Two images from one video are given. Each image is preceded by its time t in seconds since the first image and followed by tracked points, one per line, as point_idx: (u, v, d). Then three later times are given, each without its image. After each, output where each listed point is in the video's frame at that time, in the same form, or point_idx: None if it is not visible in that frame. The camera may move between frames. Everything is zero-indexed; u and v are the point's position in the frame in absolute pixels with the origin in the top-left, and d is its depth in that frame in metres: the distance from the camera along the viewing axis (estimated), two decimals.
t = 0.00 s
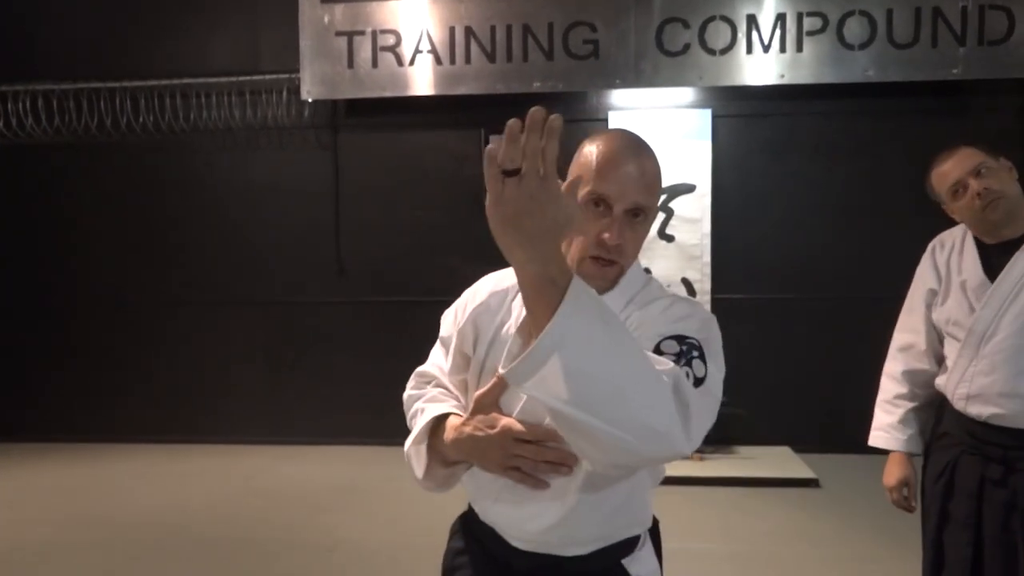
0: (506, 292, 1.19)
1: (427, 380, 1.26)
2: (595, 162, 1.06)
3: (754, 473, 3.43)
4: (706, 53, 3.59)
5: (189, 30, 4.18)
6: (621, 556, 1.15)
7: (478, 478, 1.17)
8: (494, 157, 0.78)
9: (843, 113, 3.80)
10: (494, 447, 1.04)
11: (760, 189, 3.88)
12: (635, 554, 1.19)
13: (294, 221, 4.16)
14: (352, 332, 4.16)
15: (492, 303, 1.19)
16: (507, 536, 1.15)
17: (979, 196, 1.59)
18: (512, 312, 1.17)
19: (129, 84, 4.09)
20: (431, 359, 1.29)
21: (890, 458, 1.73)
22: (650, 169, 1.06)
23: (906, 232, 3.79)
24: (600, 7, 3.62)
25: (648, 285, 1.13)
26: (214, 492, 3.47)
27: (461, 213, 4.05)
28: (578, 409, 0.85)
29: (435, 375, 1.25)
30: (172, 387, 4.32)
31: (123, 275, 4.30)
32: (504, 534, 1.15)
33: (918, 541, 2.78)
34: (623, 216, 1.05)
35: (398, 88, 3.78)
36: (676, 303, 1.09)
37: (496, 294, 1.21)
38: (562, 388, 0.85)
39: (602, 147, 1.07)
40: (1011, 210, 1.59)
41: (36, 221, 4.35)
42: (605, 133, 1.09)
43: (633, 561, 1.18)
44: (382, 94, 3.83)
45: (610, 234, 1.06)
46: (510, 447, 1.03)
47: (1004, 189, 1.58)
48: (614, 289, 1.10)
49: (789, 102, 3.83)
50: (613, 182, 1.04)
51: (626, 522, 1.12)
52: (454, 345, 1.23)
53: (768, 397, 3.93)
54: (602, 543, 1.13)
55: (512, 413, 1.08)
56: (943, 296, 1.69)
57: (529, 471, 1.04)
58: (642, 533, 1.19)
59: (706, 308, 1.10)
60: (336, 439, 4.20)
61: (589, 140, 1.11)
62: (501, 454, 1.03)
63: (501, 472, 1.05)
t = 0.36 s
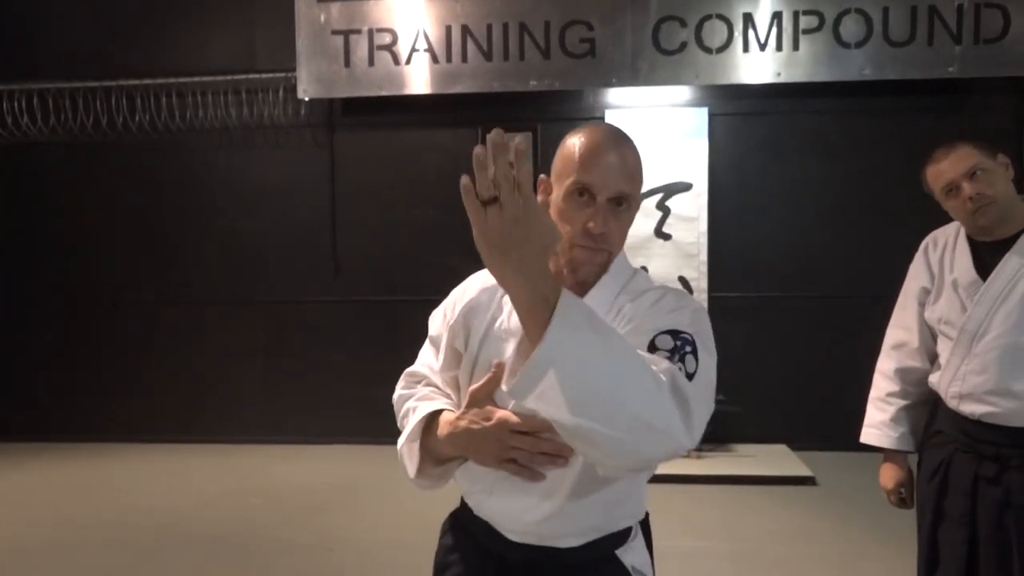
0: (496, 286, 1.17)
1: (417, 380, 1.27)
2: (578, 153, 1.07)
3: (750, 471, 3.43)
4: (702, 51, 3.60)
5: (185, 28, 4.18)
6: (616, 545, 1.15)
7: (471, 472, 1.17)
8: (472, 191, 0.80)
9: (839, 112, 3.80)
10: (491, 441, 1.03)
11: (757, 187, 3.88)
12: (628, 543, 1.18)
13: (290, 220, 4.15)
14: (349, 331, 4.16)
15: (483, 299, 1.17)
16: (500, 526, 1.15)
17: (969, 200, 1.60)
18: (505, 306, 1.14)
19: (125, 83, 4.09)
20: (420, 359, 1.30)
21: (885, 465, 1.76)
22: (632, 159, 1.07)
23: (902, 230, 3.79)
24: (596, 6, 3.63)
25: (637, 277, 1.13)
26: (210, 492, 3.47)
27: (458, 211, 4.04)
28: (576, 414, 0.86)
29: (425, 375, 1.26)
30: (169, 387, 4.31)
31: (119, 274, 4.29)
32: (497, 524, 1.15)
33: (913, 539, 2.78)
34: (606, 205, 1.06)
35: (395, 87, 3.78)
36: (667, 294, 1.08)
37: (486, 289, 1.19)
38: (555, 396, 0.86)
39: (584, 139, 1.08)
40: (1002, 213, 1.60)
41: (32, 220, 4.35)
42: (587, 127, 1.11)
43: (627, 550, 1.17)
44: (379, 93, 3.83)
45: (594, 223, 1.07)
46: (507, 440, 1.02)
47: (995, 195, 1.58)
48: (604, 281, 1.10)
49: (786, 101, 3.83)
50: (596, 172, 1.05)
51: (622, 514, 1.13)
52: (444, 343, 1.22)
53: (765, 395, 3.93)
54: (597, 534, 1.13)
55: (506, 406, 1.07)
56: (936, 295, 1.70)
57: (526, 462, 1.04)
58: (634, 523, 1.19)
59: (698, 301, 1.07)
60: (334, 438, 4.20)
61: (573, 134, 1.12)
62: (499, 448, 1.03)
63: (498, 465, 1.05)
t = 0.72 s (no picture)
0: (465, 286, 1.29)
1: (399, 386, 1.36)
2: (524, 150, 1.18)
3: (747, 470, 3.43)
4: (700, 50, 3.59)
5: (183, 26, 4.18)
6: (609, 535, 1.22)
7: (453, 471, 1.25)
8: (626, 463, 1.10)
9: (837, 111, 3.80)
10: (466, 434, 1.16)
11: (755, 186, 3.87)
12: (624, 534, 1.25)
13: (288, 219, 4.15)
14: (347, 330, 4.16)
15: (452, 297, 1.29)
16: (492, 520, 1.22)
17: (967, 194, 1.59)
18: (473, 304, 1.26)
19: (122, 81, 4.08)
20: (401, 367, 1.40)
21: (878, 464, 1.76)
22: (576, 150, 1.17)
23: (900, 229, 3.80)
24: (594, 4, 3.62)
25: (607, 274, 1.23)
26: (207, 490, 3.46)
27: (455, 211, 4.04)
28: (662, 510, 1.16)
29: (407, 382, 1.35)
30: (167, 386, 4.31)
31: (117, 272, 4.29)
32: (489, 519, 1.23)
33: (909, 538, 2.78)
34: (553, 197, 1.17)
35: (393, 85, 3.77)
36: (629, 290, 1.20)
37: (456, 289, 1.30)
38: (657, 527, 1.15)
39: (530, 133, 1.19)
40: (997, 214, 1.59)
41: (29, 218, 4.34)
42: (534, 121, 1.21)
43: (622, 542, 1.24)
44: (377, 91, 3.82)
45: (542, 216, 1.17)
46: (482, 432, 1.15)
47: (992, 198, 1.57)
48: (577, 279, 1.20)
49: (784, 100, 3.83)
50: (542, 167, 1.16)
51: (607, 504, 1.20)
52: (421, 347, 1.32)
53: (763, 394, 3.93)
54: (585, 524, 1.20)
55: (481, 401, 1.19)
56: (931, 295, 1.69)
57: (503, 454, 1.15)
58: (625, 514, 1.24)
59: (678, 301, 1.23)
60: (331, 437, 4.19)
61: (525, 125, 1.22)
62: (477, 441, 1.15)
63: (479, 459, 1.16)
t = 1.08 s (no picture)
0: (486, 290, 1.33)
1: (404, 393, 1.34)
2: (562, 148, 1.23)
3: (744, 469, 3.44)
4: (698, 49, 3.60)
5: (180, 25, 4.17)
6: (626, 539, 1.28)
7: (478, 478, 1.27)
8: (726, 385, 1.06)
9: (835, 110, 3.80)
10: (502, 445, 1.17)
11: (753, 185, 3.88)
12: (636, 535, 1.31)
13: (285, 218, 4.15)
14: (344, 330, 4.16)
15: (474, 301, 1.31)
16: (509, 526, 1.25)
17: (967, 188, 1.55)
18: (499, 309, 1.29)
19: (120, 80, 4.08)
20: (399, 373, 1.38)
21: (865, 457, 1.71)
22: (612, 149, 1.23)
23: (898, 228, 3.80)
24: (592, 4, 3.62)
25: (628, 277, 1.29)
26: (204, 490, 3.47)
27: (453, 210, 4.04)
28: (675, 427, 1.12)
29: (417, 387, 1.34)
30: (165, 385, 4.31)
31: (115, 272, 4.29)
32: (506, 525, 1.26)
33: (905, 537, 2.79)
34: (592, 195, 1.22)
35: (390, 85, 3.77)
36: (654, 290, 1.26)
37: (474, 294, 1.33)
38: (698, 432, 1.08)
39: (567, 134, 1.24)
40: (997, 211, 1.54)
41: (26, 217, 4.33)
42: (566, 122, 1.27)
43: (634, 542, 1.30)
44: (374, 91, 3.82)
45: (583, 213, 1.23)
46: (520, 444, 1.17)
47: (991, 192, 1.52)
48: (604, 279, 1.26)
49: (782, 99, 3.83)
50: (581, 164, 1.21)
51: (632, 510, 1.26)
52: (437, 351, 1.33)
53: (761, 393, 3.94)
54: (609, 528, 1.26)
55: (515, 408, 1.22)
56: (926, 290, 1.66)
57: (538, 464, 1.18)
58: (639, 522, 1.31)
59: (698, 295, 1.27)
60: (330, 436, 4.20)
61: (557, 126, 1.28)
62: (516, 451, 1.17)
63: (511, 468, 1.18)
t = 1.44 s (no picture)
0: (508, 286, 1.08)
1: (422, 384, 1.16)
2: (607, 147, 0.99)
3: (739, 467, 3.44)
4: (692, 48, 3.60)
5: (173, 24, 4.16)
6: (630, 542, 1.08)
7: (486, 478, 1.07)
8: (524, 164, 0.80)
9: (828, 109, 3.81)
10: (511, 448, 0.99)
11: (747, 184, 3.88)
12: (642, 542, 1.12)
13: (279, 217, 4.14)
14: (338, 328, 4.15)
15: (493, 298, 1.07)
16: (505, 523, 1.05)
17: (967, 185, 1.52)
18: (518, 304, 1.05)
19: (113, 80, 4.07)
20: (419, 360, 1.19)
21: (880, 460, 1.68)
22: (662, 154, 1.00)
23: (892, 226, 3.81)
24: (586, 3, 3.63)
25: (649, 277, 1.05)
26: (199, 489, 3.46)
27: (448, 208, 4.04)
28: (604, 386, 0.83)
29: (433, 379, 1.15)
30: (160, 385, 4.29)
31: (108, 272, 4.27)
32: (504, 522, 1.06)
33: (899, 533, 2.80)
34: (635, 198, 0.99)
35: (384, 83, 3.76)
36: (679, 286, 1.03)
37: (495, 288, 1.09)
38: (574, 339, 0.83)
39: (612, 131, 1.00)
40: (994, 209, 1.53)
41: (18, 217, 4.31)
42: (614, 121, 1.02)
43: (641, 549, 1.11)
44: (368, 90, 3.81)
45: (623, 216, 0.98)
46: (531, 444, 0.99)
47: (992, 190, 1.50)
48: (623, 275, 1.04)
49: (776, 97, 3.84)
50: (629, 163, 0.98)
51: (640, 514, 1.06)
52: (453, 345, 1.12)
53: (756, 391, 3.95)
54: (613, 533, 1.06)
55: (525, 411, 1.01)
56: (923, 288, 1.61)
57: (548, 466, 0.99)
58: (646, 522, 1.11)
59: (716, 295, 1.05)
60: (325, 436, 4.19)
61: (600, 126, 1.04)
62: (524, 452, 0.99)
63: (518, 472, 1.00)
